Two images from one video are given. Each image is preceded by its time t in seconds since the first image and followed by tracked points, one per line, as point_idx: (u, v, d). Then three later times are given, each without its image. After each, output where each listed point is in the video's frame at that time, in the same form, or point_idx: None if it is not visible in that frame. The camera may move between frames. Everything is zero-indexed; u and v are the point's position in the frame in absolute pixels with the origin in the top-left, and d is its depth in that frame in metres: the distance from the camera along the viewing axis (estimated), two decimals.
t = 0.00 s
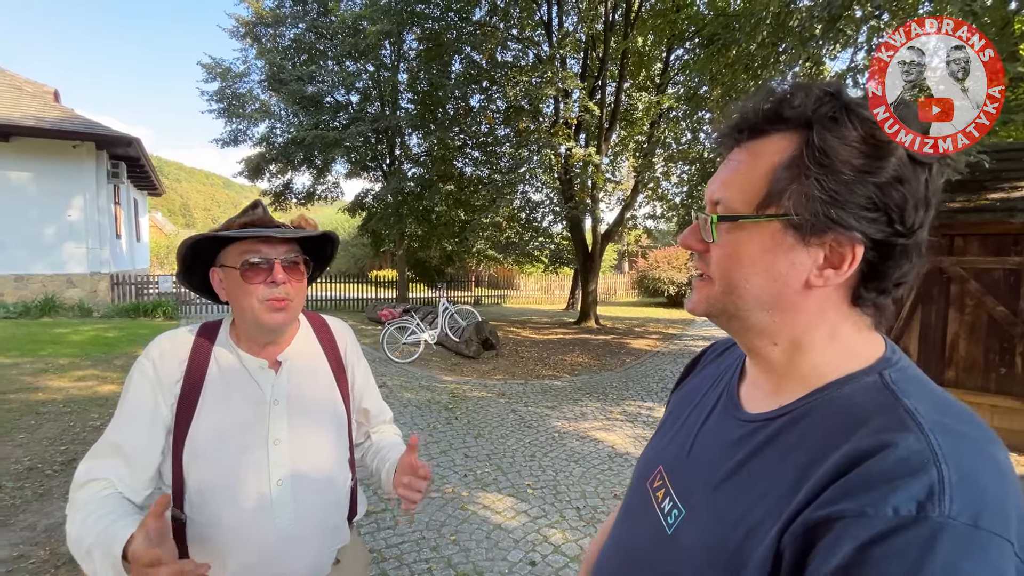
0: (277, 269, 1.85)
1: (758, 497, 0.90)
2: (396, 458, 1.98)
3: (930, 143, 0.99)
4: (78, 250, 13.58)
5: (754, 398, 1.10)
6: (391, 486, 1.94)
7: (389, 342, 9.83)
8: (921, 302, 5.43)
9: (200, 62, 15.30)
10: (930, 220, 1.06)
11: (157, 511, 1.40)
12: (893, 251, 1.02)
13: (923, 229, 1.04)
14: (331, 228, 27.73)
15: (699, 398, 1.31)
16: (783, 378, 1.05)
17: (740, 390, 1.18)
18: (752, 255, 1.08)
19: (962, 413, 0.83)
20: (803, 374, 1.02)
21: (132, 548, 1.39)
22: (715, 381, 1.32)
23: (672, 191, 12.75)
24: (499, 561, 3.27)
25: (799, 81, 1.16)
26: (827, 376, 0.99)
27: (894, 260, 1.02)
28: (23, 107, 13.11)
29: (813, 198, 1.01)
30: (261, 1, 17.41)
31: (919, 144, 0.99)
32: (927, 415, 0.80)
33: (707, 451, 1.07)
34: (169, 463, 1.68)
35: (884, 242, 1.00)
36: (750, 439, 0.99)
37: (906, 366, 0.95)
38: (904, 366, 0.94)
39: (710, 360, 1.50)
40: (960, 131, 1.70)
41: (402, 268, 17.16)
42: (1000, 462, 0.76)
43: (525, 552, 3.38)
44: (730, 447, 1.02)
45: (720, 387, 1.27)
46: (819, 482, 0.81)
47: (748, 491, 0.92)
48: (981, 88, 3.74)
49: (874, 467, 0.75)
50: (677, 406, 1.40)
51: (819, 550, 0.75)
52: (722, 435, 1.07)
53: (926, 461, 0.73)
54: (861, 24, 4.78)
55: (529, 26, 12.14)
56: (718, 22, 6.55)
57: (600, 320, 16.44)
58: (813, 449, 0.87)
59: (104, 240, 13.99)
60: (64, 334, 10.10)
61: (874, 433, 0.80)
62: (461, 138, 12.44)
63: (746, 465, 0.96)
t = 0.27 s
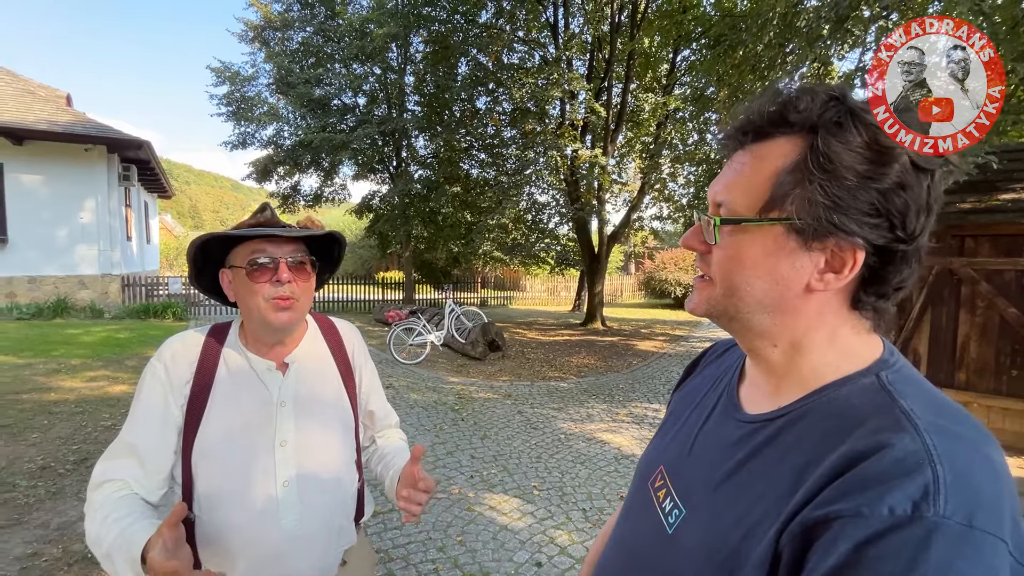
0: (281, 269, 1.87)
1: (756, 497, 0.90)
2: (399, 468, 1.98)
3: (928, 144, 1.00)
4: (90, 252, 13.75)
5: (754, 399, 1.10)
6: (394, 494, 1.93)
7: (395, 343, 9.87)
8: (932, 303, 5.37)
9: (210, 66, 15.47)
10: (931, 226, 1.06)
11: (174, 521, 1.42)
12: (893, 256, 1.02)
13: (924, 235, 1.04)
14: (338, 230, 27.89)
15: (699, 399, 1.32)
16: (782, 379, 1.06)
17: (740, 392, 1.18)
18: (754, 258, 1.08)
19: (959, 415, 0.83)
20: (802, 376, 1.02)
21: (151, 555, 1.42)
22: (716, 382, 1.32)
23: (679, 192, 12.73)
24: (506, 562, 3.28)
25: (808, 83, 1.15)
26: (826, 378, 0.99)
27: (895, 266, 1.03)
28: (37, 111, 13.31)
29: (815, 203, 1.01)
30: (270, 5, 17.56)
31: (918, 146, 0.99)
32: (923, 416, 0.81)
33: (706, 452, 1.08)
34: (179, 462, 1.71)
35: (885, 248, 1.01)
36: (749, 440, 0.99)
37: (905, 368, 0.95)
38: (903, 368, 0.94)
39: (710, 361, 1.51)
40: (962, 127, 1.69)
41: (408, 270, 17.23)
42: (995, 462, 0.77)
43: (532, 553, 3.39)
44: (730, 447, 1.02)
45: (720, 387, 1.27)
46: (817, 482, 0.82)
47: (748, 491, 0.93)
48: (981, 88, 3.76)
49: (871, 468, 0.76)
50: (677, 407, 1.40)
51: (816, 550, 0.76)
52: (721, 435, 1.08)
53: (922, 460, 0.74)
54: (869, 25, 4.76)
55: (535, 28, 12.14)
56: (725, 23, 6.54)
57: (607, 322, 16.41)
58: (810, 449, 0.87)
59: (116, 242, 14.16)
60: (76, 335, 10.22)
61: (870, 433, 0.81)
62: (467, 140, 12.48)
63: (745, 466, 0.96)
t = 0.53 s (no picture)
0: (282, 271, 1.87)
1: (767, 501, 0.90)
2: (421, 464, 2.00)
3: (934, 141, 0.96)
4: (106, 253, 14.00)
5: (763, 402, 1.09)
6: (414, 492, 1.95)
7: (405, 343, 9.94)
8: (948, 304, 5.29)
9: (223, 69, 15.67)
10: (943, 228, 1.04)
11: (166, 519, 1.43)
12: (903, 260, 1.00)
13: (935, 238, 1.02)
14: (349, 231, 28.08)
15: (707, 401, 1.31)
16: (790, 382, 1.05)
17: (748, 393, 1.17)
18: (763, 259, 1.07)
19: (972, 419, 0.82)
20: (810, 379, 1.01)
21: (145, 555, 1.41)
22: (723, 384, 1.31)
23: (689, 191, 12.66)
24: (515, 562, 3.28)
25: (820, 82, 1.14)
26: (834, 381, 0.98)
27: (904, 269, 1.01)
28: (55, 115, 13.57)
29: (826, 205, 1.00)
30: (281, 8, 17.71)
31: (920, 144, 0.96)
32: (937, 420, 0.79)
33: (715, 454, 1.07)
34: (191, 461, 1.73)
35: (895, 251, 0.99)
36: (759, 443, 0.98)
37: (916, 372, 0.94)
38: (913, 371, 0.93)
39: (717, 362, 1.49)
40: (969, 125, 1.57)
41: (418, 270, 17.31)
42: (1011, 466, 0.76)
43: (541, 553, 3.38)
44: (740, 451, 1.02)
45: (727, 389, 1.27)
46: (829, 486, 0.81)
47: (758, 495, 0.92)
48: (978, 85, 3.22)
49: (885, 473, 0.75)
50: (685, 409, 1.40)
51: (829, 557, 0.75)
52: (730, 438, 1.07)
53: (936, 466, 0.73)
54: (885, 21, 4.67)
55: (544, 28, 12.10)
56: (736, 21, 6.47)
57: (616, 322, 16.35)
58: (821, 453, 0.86)
59: (131, 243, 14.39)
60: (93, 335, 10.40)
61: (882, 438, 0.80)
62: (476, 140, 12.52)
63: (756, 470, 0.95)
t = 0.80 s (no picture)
0: (302, 273, 1.90)
1: (783, 500, 0.89)
2: (426, 471, 2.01)
3: (937, 141, 0.93)
4: (130, 253, 14.35)
5: (779, 401, 1.08)
6: (421, 496, 1.96)
7: (420, 342, 10.01)
8: (974, 302, 5.13)
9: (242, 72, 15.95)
10: (964, 226, 1.02)
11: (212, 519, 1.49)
12: (922, 258, 0.98)
13: (955, 235, 1.00)
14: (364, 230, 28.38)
15: (722, 400, 1.30)
16: (807, 382, 1.04)
17: (763, 393, 1.16)
18: (778, 259, 1.06)
19: (995, 419, 0.81)
20: (827, 378, 1.00)
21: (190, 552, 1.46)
22: (738, 383, 1.30)
23: (705, 189, 12.53)
24: (529, 560, 3.29)
25: (838, 78, 1.12)
26: (851, 381, 0.97)
27: (924, 267, 0.99)
28: (81, 119, 13.95)
29: (842, 203, 0.99)
30: (298, 11, 17.95)
31: (919, 145, 0.93)
32: (956, 420, 0.78)
33: (730, 453, 1.07)
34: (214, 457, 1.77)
35: (914, 248, 0.98)
36: (776, 443, 0.97)
37: (936, 371, 0.92)
38: (934, 370, 0.91)
39: (732, 361, 1.48)
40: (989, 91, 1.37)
41: (433, 269, 17.42)
42: None
43: (555, 552, 3.39)
44: (755, 450, 1.01)
45: (741, 388, 1.26)
46: (846, 486, 0.80)
47: (774, 495, 0.91)
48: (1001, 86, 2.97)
49: (903, 473, 0.74)
50: (698, 408, 1.39)
51: (847, 556, 0.74)
52: (745, 437, 1.07)
53: (956, 466, 0.72)
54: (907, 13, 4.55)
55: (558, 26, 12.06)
56: (753, 15, 6.27)
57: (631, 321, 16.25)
58: (839, 452, 0.85)
59: (154, 244, 14.73)
60: (118, 333, 10.68)
61: (900, 438, 0.79)
62: (490, 139, 12.54)
63: (771, 470, 0.95)
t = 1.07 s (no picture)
0: (342, 274, 1.97)
1: (809, 500, 0.88)
2: (456, 459, 2.05)
3: (939, 141, 0.92)
4: (162, 253, 14.81)
5: (805, 400, 1.07)
6: (449, 486, 2.00)
7: (441, 340, 10.11)
8: (1014, 299, 4.85)
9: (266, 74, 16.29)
10: (1002, 224, 0.99)
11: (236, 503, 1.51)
12: (958, 257, 0.96)
13: (992, 233, 0.98)
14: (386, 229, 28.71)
15: (747, 399, 1.28)
16: (836, 381, 1.02)
17: (790, 392, 1.15)
18: (808, 257, 1.05)
19: None
20: (857, 378, 0.99)
21: (213, 535, 1.50)
22: (764, 382, 1.29)
23: (728, 185, 12.32)
24: (550, 557, 3.30)
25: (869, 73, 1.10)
26: (882, 381, 0.95)
27: (959, 265, 0.97)
28: (115, 123, 14.44)
29: (873, 202, 0.97)
30: (321, 13, 18.24)
31: (918, 145, 0.92)
32: (988, 421, 0.77)
33: (755, 452, 1.06)
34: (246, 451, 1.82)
35: (948, 247, 0.95)
36: (801, 442, 0.97)
37: (971, 372, 0.90)
38: (968, 371, 0.89)
39: (758, 360, 1.46)
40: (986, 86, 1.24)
41: (453, 267, 17.54)
42: None
43: (576, 550, 3.39)
44: (781, 450, 1.00)
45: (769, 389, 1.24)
46: (874, 486, 0.79)
47: (800, 494, 0.90)
48: None
49: (934, 474, 0.72)
50: (723, 409, 1.37)
51: (874, 555, 0.73)
52: (770, 436, 1.06)
53: (988, 468, 0.71)
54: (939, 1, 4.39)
55: (578, 22, 11.99)
56: (778, 5, 6.05)
57: (653, 319, 16.08)
58: (867, 453, 0.84)
59: (184, 243, 15.18)
60: (150, 330, 11.04)
61: (931, 438, 0.77)
62: (510, 137, 12.55)
63: (798, 469, 0.94)
